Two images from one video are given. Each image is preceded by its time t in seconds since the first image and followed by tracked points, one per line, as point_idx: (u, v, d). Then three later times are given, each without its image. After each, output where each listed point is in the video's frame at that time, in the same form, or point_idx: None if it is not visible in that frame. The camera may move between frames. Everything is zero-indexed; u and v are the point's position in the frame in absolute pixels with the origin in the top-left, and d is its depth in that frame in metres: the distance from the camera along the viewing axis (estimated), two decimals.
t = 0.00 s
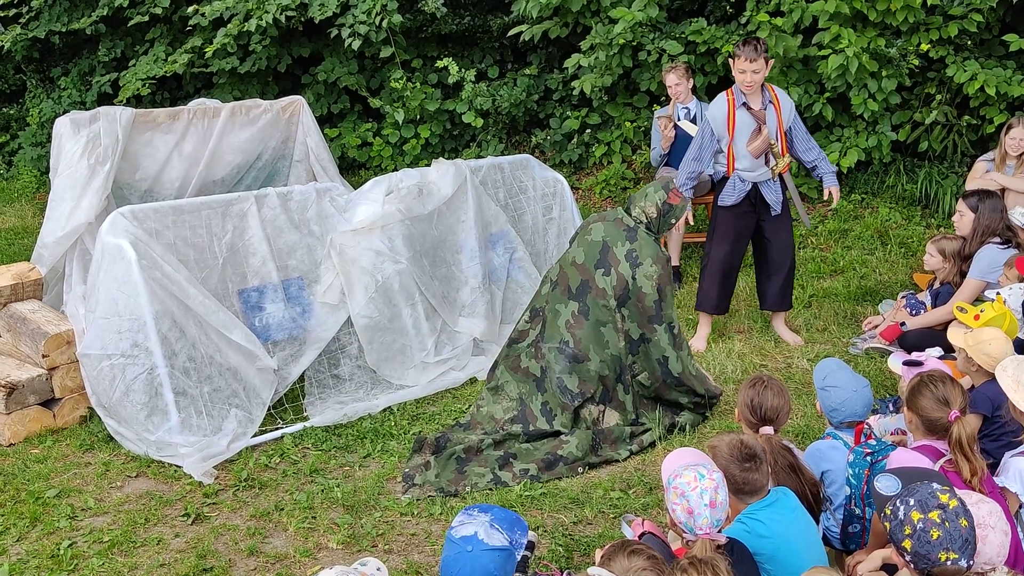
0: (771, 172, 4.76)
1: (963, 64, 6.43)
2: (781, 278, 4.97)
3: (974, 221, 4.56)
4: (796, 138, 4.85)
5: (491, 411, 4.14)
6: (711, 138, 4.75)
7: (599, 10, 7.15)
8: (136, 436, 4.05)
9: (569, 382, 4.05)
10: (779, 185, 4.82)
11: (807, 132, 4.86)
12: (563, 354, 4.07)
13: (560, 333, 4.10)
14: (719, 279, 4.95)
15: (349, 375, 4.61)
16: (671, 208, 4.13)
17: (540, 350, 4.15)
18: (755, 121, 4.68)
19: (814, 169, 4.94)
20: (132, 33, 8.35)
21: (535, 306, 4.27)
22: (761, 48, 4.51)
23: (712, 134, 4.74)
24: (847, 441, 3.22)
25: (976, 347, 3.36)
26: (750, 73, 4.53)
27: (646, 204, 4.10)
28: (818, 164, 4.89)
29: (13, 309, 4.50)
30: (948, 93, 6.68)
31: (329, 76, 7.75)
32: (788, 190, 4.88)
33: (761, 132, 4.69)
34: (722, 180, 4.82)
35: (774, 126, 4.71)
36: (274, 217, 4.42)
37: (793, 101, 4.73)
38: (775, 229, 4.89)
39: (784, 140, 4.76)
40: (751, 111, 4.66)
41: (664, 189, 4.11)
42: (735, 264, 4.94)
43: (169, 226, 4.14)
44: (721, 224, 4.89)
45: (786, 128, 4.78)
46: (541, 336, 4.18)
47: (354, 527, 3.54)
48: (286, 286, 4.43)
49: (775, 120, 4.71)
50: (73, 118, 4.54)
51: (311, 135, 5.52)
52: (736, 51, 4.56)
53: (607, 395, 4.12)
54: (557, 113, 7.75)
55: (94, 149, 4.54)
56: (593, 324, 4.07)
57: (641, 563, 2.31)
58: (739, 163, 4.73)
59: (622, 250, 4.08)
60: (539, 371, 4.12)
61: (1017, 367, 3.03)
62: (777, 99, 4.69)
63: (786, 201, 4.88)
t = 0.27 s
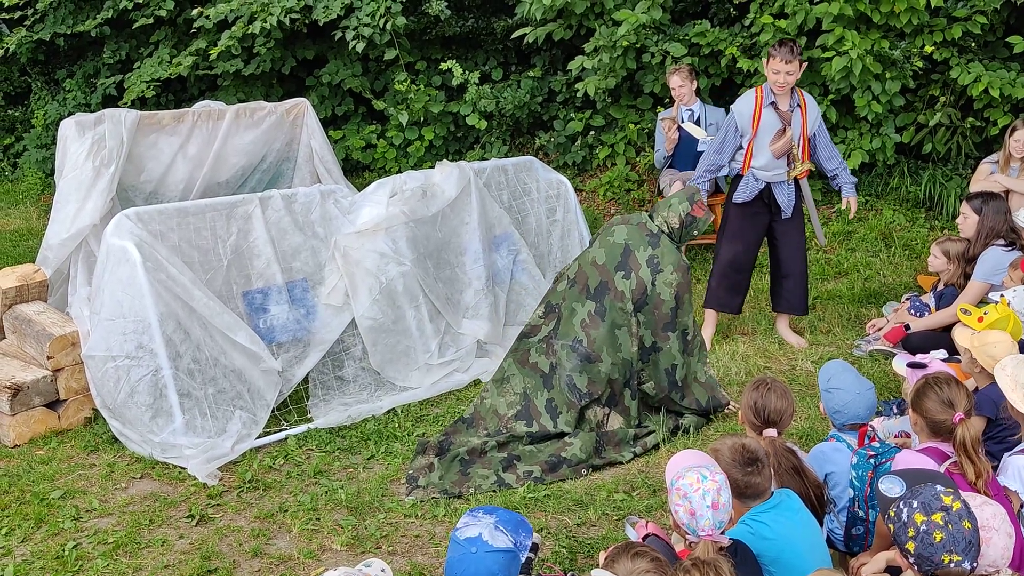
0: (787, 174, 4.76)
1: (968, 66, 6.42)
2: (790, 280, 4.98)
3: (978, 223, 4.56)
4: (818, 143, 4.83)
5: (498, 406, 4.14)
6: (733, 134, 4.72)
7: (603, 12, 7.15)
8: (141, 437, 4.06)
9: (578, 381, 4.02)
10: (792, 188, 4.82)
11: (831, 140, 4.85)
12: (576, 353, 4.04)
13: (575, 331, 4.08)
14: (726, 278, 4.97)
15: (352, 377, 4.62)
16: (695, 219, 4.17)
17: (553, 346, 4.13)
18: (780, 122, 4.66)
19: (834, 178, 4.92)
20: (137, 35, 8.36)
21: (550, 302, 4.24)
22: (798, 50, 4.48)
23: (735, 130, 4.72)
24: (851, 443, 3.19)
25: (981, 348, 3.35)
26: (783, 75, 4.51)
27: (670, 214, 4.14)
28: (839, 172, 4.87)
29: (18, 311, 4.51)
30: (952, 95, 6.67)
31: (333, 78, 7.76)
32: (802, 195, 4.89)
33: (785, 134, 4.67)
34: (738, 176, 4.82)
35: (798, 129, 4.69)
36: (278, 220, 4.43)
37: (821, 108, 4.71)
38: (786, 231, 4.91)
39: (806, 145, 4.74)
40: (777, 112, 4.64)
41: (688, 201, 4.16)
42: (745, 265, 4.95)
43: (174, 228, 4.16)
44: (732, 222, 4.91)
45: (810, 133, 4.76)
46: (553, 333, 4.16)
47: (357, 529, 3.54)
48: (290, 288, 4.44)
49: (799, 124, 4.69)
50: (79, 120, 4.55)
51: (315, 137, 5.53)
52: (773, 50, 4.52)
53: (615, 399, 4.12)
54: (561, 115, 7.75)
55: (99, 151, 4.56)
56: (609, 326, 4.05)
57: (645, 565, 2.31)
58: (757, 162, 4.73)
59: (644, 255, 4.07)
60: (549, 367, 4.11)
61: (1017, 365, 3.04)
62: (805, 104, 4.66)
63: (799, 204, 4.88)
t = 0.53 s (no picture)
0: (783, 175, 4.77)
1: (969, 67, 6.42)
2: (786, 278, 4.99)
3: (980, 224, 4.56)
4: (816, 145, 4.84)
5: (488, 413, 4.12)
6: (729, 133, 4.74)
7: (604, 14, 7.15)
8: (142, 439, 4.06)
9: (597, 367, 3.98)
10: (788, 190, 4.83)
11: (830, 141, 4.86)
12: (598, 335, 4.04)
13: (601, 320, 4.06)
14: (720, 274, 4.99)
15: (354, 378, 4.62)
16: (728, 221, 4.14)
17: (575, 334, 4.10)
18: (777, 122, 4.67)
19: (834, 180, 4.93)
20: (139, 37, 8.37)
21: (578, 291, 4.19)
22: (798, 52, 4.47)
23: (732, 129, 4.73)
24: (852, 446, 3.19)
25: (982, 350, 3.34)
26: (782, 76, 4.51)
27: (704, 211, 4.12)
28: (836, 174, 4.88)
29: (20, 313, 4.51)
30: (953, 96, 6.67)
31: (335, 80, 7.77)
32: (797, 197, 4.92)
33: (782, 134, 4.70)
34: (734, 176, 4.83)
35: (796, 131, 4.71)
36: (280, 221, 4.43)
37: (819, 110, 4.72)
38: (782, 232, 4.91)
39: (803, 146, 4.76)
40: (775, 112, 4.65)
41: (723, 202, 4.13)
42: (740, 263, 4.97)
43: (175, 229, 4.16)
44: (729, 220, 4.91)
45: (808, 134, 4.77)
46: (580, 321, 4.12)
47: (358, 531, 3.54)
48: (292, 289, 4.45)
49: (797, 125, 4.70)
50: (80, 122, 4.56)
51: (317, 139, 5.53)
52: (773, 51, 4.51)
53: (624, 393, 4.07)
54: (562, 117, 7.76)
55: (101, 153, 4.56)
56: (633, 317, 4.03)
57: (645, 567, 2.31)
58: (752, 161, 4.75)
59: (675, 249, 4.07)
60: (566, 354, 4.08)
61: (1014, 368, 3.01)
62: (803, 106, 4.68)
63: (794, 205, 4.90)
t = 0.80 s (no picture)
0: (760, 178, 4.87)
1: (968, 68, 6.42)
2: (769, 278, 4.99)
3: (978, 225, 4.56)
4: (790, 146, 4.98)
5: (497, 410, 4.14)
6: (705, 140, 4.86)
7: (603, 15, 7.15)
8: (141, 440, 4.06)
9: (619, 353, 4.01)
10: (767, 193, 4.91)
11: (802, 141, 5.00)
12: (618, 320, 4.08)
13: (624, 308, 4.09)
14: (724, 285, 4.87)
15: (353, 379, 4.62)
16: (755, 219, 4.16)
17: (597, 320, 4.12)
18: (751, 126, 4.82)
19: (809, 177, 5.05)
20: (138, 38, 8.37)
21: (601, 278, 4.21)
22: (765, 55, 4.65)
23: (708, 136, 4.85)
24: (851, 446, 3.18)
25: (982, 352, 3.26)
26: (754, 79, 4.66)
27: (730, 208, 4.14)
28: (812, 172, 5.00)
29: (19, 314, 4.51)
30: (953, 97, 6.67)
31: (334, 81, 7.78)
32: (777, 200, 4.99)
33: (757, 138, 4.82)
34: (713, 182, 4.93)
35: (769, 133, 4.84)
36: (279, 222, 4.43)
37: (790, 110, 4.88)
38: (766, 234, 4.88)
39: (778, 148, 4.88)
40: (748, 116, 4.81)
41: (751, 201, 4.16)
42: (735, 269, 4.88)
43: (174, 230, 4.16)
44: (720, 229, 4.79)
45: (782, 135, 4.91)
46: (601, 307, 4.14)
47: (358, 532, 3.54)
48: (291, 290, 4.44)
49: (770, 127, 4.84)
50: (80, 124, 4.57)
51: (316, 140, 5.53)
52: (742, 55, 4.69)
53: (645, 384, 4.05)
54: (562, 118, 7.76)
55: (100, 154, 4.56)
56: (655, 305, 4.05)
57: (643, 569, 2.31)
58: (731, 166, 4.85)
59: (700, 241, 4.07)
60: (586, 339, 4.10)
61: None
62: (774, 108, 4.84)
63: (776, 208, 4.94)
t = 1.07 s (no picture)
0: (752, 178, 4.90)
1: (965, 68, 6.43)
2: (769, 277, 4.93)
3: (974, 225, 4.57)
4: (777, 145, 5.00)
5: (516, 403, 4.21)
6: (695, 143, 4.88)
7: (600, 15, 7.15)
8: (138, 441, 4.06)
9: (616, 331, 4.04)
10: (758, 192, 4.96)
11: (788, 137, 5.01)
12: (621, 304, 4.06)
13: (625, 286, 4.08)
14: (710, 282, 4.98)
15: (350, 380, 4.61)
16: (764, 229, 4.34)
17: (597, 295, 4.11)
18: (738, 128, 4.83)
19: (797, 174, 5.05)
20: (135, 39, 8.36)
21: (603, 256, 4.21)
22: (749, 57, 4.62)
23: (696, 139, 4.87)
24: (847, 446, 3.18)
25: (977, 352, 3.26)
26: (741, 82, 4.65)
27: (744, 214, 4.22)
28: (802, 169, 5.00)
29: (15, 315, 4.50)
30: (949, 97, 6.68)
31: (331, 82, 7.77)
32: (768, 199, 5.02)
33: (745, 139, 4.84)
34: (705, 184, 4.95)
35: (758, 132, 4.86)
36: (276, 223, 4.43)
37: (777, 107, 4.88)
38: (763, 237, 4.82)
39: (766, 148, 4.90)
40: (735, 118, 4.82)
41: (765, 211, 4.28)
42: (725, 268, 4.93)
43: (171, 231, 4.16)
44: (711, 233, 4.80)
45: (770, 135, 4.93)
46: (602, 281, 4.14)
47: (355, 533, 3.54)
48: (288, 291, 4.44)
49: (758, 127, 4.86)
50: (76, 124, 4.56)
51: (313, 141, 5.53)
52: (729, 58, 4.66)
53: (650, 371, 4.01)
54: (559, 118, 7.76)
55: (96, 154, 4.56)
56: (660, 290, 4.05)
57: (639, 570, 2.31)
58: (722, 168, 4.87)
59: (711, 235, 4.07)
60: (587, 314, 4.11)
61: None
62: (761, 107, 4.84)
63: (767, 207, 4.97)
